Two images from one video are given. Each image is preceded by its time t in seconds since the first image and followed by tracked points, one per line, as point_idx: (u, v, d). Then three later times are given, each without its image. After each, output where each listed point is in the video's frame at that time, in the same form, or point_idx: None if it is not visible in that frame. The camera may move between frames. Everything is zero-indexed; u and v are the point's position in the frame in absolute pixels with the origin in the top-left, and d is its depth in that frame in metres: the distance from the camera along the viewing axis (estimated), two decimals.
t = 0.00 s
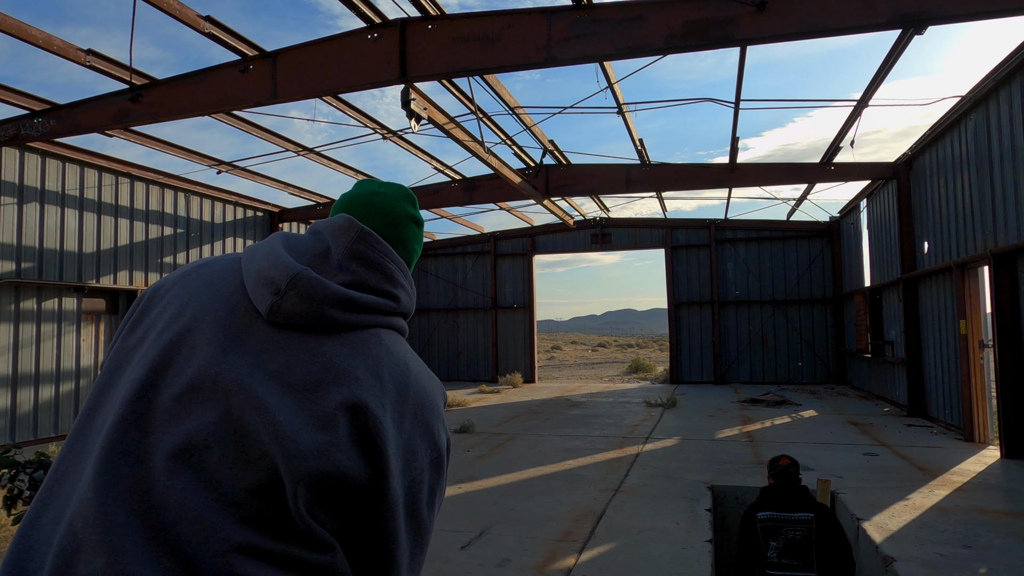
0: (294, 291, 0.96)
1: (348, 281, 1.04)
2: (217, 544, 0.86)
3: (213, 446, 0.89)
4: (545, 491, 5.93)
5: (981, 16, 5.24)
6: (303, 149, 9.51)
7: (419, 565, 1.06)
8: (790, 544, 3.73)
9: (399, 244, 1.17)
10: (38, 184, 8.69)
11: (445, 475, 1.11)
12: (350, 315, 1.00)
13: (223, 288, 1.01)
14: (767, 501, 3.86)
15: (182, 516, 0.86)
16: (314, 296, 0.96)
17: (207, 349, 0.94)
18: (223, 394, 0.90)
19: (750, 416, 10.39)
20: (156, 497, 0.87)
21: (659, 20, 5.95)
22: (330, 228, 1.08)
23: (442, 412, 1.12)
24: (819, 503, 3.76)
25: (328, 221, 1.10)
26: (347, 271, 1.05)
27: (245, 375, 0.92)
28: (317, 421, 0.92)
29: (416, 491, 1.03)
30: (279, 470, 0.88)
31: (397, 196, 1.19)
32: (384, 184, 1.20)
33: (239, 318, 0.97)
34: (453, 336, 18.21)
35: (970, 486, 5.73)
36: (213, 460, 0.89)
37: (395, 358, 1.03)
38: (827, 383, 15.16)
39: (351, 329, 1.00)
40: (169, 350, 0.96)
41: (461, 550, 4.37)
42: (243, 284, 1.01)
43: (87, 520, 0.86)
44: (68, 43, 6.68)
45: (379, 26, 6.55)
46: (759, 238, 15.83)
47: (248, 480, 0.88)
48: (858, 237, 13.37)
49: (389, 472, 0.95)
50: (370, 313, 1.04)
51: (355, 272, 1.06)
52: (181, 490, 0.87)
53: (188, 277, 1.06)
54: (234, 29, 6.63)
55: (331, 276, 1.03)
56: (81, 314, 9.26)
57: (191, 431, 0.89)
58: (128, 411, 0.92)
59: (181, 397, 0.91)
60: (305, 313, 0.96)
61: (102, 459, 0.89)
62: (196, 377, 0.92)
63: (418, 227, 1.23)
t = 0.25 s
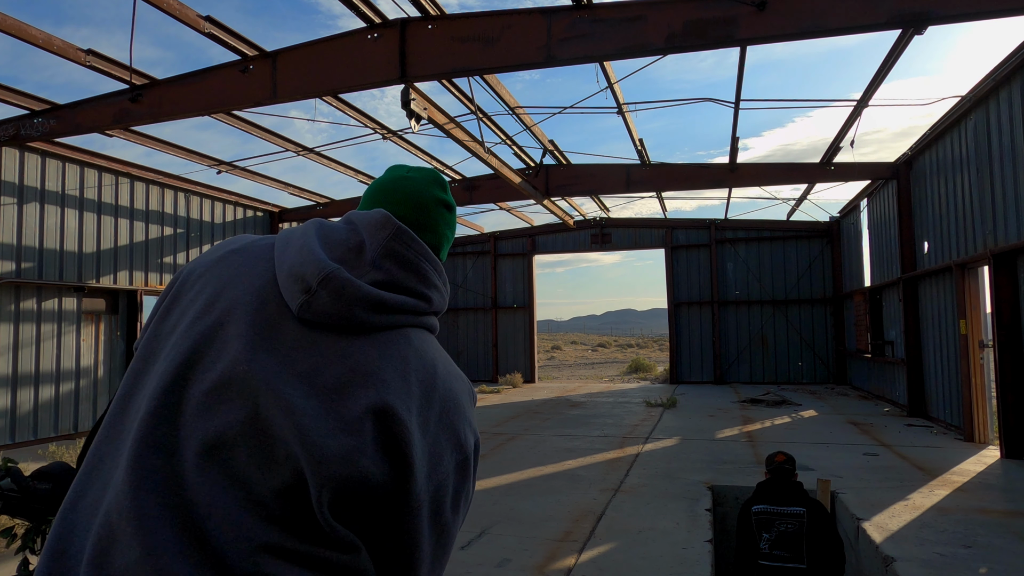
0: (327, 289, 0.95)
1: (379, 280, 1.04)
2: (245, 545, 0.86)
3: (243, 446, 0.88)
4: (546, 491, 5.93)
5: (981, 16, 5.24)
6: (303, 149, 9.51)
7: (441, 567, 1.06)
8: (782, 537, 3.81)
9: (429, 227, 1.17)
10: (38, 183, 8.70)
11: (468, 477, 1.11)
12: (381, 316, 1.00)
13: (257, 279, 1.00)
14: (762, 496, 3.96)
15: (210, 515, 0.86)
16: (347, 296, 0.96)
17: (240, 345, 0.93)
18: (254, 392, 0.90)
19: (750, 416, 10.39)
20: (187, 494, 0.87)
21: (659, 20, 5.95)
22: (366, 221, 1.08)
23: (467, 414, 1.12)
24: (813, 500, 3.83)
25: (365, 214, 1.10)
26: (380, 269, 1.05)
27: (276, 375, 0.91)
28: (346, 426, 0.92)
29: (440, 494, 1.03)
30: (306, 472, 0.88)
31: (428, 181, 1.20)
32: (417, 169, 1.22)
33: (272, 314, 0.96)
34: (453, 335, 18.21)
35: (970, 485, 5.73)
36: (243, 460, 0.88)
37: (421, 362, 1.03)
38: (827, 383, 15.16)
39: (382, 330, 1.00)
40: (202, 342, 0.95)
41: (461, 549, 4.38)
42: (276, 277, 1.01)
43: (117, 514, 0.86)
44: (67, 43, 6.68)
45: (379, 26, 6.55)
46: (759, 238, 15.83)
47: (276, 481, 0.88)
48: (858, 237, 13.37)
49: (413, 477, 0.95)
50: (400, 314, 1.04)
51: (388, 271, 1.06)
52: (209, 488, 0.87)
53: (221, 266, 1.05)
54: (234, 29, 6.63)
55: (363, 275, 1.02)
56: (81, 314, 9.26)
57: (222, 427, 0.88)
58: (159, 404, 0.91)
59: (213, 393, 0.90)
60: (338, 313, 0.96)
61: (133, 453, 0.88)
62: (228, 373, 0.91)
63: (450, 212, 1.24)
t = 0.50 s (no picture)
0: (333, 287, 0.96)
1: (385, 279, 1.03)
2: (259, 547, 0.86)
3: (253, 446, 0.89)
4: (546, 491, 5.93)
5: (981, 16, 5.24)
6: (303, 149, 9.51)
7: (457, 560, 1.06)
8: (783, 534, 3.89)
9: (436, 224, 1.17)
10: (38, 184, 8.70)
11: (480, 473, 1.11)
12: (389, 313, 1.00)
13: (264, 282, 1.02)
14: (769, 492, 4.05)
15: (224, 518, 0.87)
16: (353, 297, 0.96)
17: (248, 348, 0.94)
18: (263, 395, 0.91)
19: (750, 416, 10.38)
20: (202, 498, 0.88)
21: (659, 20, 5.95)
22: (370, 220, 1.08)
23: (477, 410, 1.12)
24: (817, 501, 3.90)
25: (371, 214, 1.09)
26: (385, 268, 1.05)
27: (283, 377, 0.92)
28: (354, 421, 0.92)
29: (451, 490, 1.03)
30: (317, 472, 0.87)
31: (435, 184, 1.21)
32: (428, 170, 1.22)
33: (280, 312, 0.97)
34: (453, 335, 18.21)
35: (970, 486, 5.72)
36: (255, 463, 0.89)
37: (429, 358, 1.03)
38: (828, 384, 15.16)
39: (389, 328, 1.00)
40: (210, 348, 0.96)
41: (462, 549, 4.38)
42: (281, 280, 1.01)
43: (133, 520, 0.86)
44: (68, 43, 6.68)
45: (379, 26, 6.55)
46: (759, 238, 15.83)
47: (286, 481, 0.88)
48: (859, 237, 13.37)
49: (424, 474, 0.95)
50: (407, 311, 1.04)
51: (394, 270, 1.06)
52: (222, 493, 0.87)
53: (228, 274, 1.06)
54: (234, 29, 6.63)
55: (366, 274, 1.02)
56: (81, 314, 9.26)
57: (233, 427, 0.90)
58: (172, 412, 0.92)
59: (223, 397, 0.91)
60: (346, 312, 0.96)
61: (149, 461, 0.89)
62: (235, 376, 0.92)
63: (456, 210, 1.23)
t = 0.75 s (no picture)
0: (313, 289, 0.97)
1: (359, 273, 1.06)
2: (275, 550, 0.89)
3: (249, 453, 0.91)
4: (546, 491, 5.93)
5: (981, 16, 5.23)
6: (303, 149, 9.52)
7: (460, 530, 1.09)
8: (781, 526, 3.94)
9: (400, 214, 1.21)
10: (38, 184, 8.70)
11: (473, 441, 1.14)
12: (373, 305, 1.03)
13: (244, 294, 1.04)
14: (769, 485, 4.10)
15: (237, 529, 0.89)
16: (332, 297, 0.98)
17: (238, 361, 0.97)
18: (253, 403, 0.93)
19: (750, 416, 10.38)
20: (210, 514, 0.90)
21: (659, 20, 5.95)
22: (331, 217, 1.11)
23: (467, 380, 1.15)
24: (815, 496, 3.94)
25: (330, 211, 1.12)
26: (355, 262, 1.08)
27: (270, 382, 0.95)
28: (346, 408, 0.94)
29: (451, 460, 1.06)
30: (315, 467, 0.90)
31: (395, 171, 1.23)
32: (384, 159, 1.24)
33: (265, 318, 1.00)
34: (453, 335, 18.21)
35: (969, 486, 5.72)
36: (254, 470, 0.91)
37: (416, 336, 1.06)
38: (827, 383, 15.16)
39: (374, 317, 1.02)
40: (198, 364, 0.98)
41: (462, 549, 4.38)
42: (261, 287, 1.03)
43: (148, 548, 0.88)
44: (67, 43, 6.68)
45: (378, 26, 6.54)
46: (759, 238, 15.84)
47: (290, 481, 0.90)
48: (858, 237, 13.37)
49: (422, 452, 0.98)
50: (389, 298, 1.06)
51: (366, 261, 1.09)
52: (230, 501, 0.90)
53: (206, 289, 1.08)
54: (234, 29, 6.63)
55: (342, 273, 1.05)
56: (81, 314, 9.26)
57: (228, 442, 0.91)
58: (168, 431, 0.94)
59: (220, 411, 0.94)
60: (329, 308, 0.98)
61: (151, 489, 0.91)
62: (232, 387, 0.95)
63: (415, 196, 1.25)
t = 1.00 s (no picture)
0: (307, 291, 1.13)
1: (344, 259, 1.22)
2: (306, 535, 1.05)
3: (273, 452, 1.08)
4: (546, 491, 5.92)
5: (981, 16, 5.23)
6: (303, 149, 9.52)
7: (471, 478, 1.28)
8: (770, 519, 4.09)
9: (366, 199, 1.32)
10: (38, 184, 8.70)
11: (475, 398, 1.31)
12: (365, 285, 1.19)
13: (239, 307, 1.18)
14: (761, 483, 4.29)
15: (272, 523, 1.05)
16: (323, 287, 1.13)
17: (247, 371, 1.13)
18: (281, 402, 1.11)
19: (750, 416, 10.36)
20: (245, 516, 1.07)
21: (659, 20, 5.95)
22: (305, 216, 1.26)
23: (458, 343, 1.30)
24: (803, 490, 4.09)
25: (303, 211, 1.27)
26: (337, 251, 1.23)
27: (280, 384, 1.12)
28: (352, 394, 1.11)
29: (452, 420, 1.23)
30: (332, 451, 1.07)
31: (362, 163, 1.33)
32: (353, 144, 1.34)
33: (265, 327, 1.15)
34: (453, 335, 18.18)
35: (969, 486, 5.72)
36: (278, 467, 1.08)
37: (408, 309, 1.22)
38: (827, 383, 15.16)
39: (366, 299, 1.18)
40: (211, 381, 1.14)
41: (462, 550, 4.36)
42: (258, 300, 1.18)
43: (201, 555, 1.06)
44: (68, 43, 6.68)
45: (378, 27, 6.54)
46: (759, 238, 15.83)
47: (310, 466, 1.07)
48: (858, 237, 13.36)
49: (422, 417, 1.15)
50: (378, 278, 1.22)
51: (348, 250, 1.24)
52: (272, 493, 1.07)
53: (197, 312, 1.21)
54: (234, 29, 6.63)
55: (330, 260, 1.21)
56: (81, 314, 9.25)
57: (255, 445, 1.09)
58: (207, 442, 1.10)
59: (239, 422, 1.11)
60: (325, 304, 1.14)
61: (192, 503, 1.08)
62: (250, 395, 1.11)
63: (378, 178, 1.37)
